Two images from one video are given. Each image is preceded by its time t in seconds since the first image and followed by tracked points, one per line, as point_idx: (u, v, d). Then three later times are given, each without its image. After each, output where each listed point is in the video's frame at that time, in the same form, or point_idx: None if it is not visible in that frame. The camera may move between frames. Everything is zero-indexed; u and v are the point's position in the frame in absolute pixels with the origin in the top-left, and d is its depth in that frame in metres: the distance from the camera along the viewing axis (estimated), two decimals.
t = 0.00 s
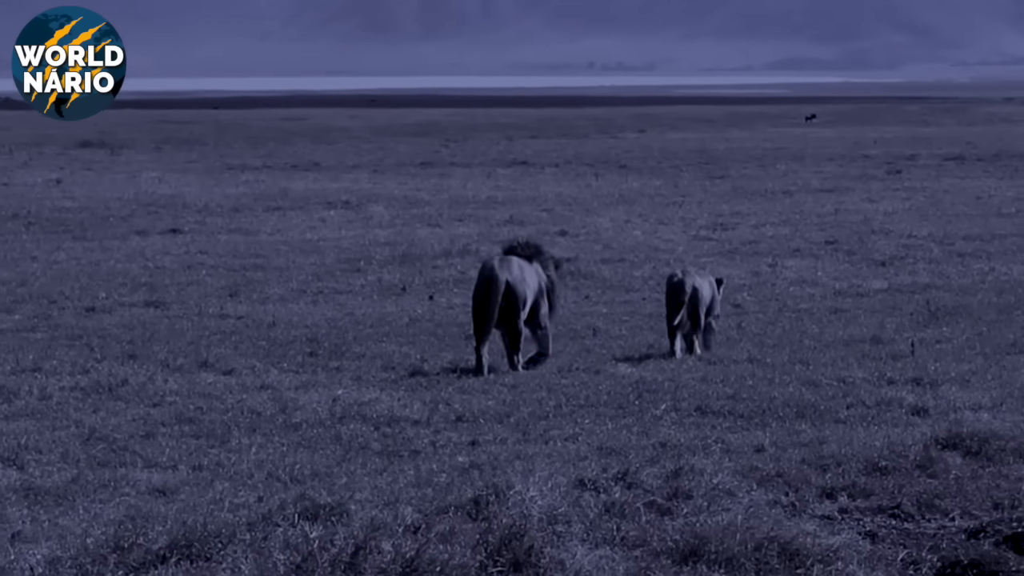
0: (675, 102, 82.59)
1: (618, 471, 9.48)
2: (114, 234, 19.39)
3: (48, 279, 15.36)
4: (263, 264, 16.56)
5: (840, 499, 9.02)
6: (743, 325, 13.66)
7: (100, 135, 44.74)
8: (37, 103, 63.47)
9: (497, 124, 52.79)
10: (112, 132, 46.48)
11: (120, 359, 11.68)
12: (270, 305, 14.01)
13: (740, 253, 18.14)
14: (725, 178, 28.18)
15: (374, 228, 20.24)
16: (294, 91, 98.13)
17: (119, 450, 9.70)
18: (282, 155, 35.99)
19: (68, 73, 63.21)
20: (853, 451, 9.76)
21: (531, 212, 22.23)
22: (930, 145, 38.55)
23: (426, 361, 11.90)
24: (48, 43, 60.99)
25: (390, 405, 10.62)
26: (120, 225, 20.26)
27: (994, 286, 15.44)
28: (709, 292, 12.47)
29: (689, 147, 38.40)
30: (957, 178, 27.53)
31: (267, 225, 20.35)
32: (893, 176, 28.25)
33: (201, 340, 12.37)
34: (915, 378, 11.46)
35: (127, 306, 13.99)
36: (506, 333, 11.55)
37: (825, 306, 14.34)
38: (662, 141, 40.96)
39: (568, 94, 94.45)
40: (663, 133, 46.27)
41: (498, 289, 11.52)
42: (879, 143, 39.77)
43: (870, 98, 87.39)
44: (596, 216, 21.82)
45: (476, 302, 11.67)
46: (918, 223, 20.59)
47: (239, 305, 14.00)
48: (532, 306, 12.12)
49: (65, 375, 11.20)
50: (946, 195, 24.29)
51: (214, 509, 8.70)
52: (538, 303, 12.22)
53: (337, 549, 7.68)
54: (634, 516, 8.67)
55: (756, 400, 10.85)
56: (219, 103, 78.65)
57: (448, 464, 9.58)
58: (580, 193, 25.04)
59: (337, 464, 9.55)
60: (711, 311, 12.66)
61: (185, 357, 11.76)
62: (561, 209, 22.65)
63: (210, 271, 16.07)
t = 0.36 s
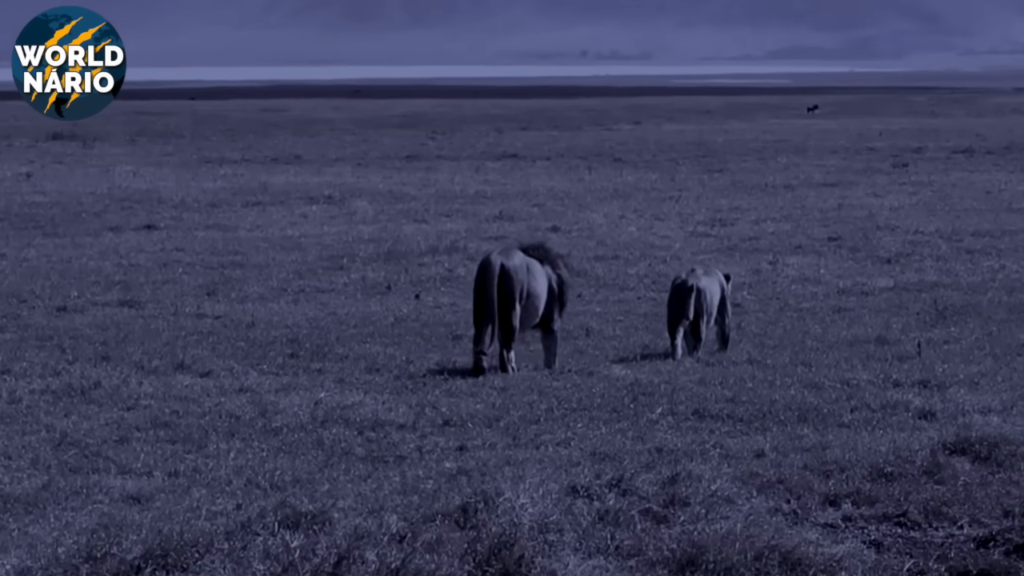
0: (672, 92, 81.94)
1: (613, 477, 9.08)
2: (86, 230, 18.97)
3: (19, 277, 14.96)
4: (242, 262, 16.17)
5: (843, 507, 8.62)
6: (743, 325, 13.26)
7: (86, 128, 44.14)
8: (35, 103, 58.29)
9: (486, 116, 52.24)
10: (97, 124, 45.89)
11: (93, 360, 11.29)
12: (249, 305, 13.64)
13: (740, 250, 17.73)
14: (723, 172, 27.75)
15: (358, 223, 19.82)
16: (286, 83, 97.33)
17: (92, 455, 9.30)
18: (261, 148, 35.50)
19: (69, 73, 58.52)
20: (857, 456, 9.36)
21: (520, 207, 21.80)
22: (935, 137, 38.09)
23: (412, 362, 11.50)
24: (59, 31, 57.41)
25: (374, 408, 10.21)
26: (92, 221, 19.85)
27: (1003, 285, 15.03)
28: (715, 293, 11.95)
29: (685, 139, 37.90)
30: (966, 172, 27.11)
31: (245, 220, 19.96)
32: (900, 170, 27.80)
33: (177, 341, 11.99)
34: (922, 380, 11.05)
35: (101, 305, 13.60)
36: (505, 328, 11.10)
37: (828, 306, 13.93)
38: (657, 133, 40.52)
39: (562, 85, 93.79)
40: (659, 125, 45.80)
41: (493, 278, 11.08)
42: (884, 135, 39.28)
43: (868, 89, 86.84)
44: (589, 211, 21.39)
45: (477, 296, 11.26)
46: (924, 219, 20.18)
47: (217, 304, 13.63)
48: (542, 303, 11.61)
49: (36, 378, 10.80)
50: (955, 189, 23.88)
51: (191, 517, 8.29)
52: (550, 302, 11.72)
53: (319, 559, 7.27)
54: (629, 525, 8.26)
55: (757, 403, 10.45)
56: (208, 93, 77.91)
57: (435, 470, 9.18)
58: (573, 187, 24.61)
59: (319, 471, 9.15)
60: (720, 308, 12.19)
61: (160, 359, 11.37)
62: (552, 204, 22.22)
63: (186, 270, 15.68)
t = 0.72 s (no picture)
0: (668, 87, 81.48)
1: (603, 489, 8.67)
2: (54, 231, 18.55)
3: None
4: (215, 264, 15.81)
5: (844, 520, 8.22)
6: (739, 330, 12.86)
7: (70, 125, 43.64)
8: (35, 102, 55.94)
9: (471, 112, 51.77)
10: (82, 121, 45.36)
11: (60, 367, 10.91)
12: (222, 309, 13.27)
13: (736, 252, 17.33)
14: (718, 170, 27.35)
15: (336, 224, 19.44)
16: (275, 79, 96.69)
17: (58, 467, 8.89)
18: (236, 145, 35.07)
19: (69, 73, 56.31)
20: (859, 467, 8.96)
21: (507, 207, 21.40)
22: (940, 134, 37.66)
23: (393, 369, 11.10)
24: (58, 31, 55.71)
25: (355, 417, 9.82)
26: (60, 221, 19.41)
27: (1011, 288, 14.63)
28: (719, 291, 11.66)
29: (680, 136, 37.47)
30: (973, 170, 26.68)
31: (220, 221, 19.58)
32: (903, 168, 27.39)
33: (148, 347, 11.61)
34: (927, 388, 10.65)
35: (69, 309, 13.22)
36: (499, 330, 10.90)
37: (828, 310, 13.53)
38: (649, 130, 40.11)
39: (552, 80, 93.28)
40: (653, 121, 45.35)
41: (485, 283, 10.93)
42: (886, 131, 38.85)
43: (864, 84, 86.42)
44: (578, 211, 21.00)
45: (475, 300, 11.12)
46: (929, 219, 19.78)
47: (190, 308, 13.27)
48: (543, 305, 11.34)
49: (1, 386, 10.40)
50: (961, 188, 23.49)
51: (162, 531, 7.88)
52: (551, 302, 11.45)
53: None
54: (620, 539, 7.85)
55: (753, 412, 10.05)
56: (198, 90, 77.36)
57: (417, 482, 8.78)
58: (562, 187, 24.21)
59: (296, 483, 8.75)
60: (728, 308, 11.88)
61: (130, 366, 10.99)
62: (541, 203, 21.83)
63: (158, 273, 15.30)
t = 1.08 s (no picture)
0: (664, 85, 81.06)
1: (593, 505, 8.27)
2: (20, 235, 18.14)
3: None
4: (186, 270, 15.46)
5: (845, 538, 7.79)
6: (734, 338, 12.47)
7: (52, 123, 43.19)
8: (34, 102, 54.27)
9: (454, 110, 51.39)
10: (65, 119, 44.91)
11: (24, 378, 10.53)
12: (193, 318, 12.93)
13: (731, 257, 16.94)
14: (713, 171, 26.96)
15: (313, 228, 19.06)
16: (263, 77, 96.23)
17: (21, 483, 8.48)
18: (208, 145, 34.67)
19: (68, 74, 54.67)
20: (860, 482, 8.55)
21: (492, 210, 21.02)
22: (943, 134, 37.26)
23: (373, 380, 10.71)
24: (59, 32, 53.95)
25: (332, 431, 9.42)
26: (26, 225, 19.00)
27: (1018, 295, 14.24)
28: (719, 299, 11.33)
29: (673, 135, 37.08)
30: (978, 172, 26.29)
31: (191, 224, 19.20)
32: (905, 169, 27.02)
33: (115, 357, 11.26)
34: (932, 400, 10.25)
35: (34, 318, 12.86)
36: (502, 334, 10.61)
37: (827, 318, 13.14)
38: (641, 130, 39.71)
39: (543, 79, 92.66)
40: (645, 120, 44.95)
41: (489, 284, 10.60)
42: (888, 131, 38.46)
43: (860, 82, 85.97)
44: (566, 215, 20.61)
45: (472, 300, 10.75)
46: (933, 223, 19.39)
47: (159, 317, 12.93)
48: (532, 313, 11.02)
49: None
50: (966, 191, 23.11)
51: (129, 550, 7.46)
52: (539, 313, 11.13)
53: None
54: (610, 558, 7.44)
55: (749, 425, 9.65)
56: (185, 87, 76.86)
57: (398, 499, 8.36)
58: (549, 189, 23.83)
59: (271, 499, 8.34)
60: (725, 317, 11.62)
61: (97, 377, 10.61)
62: (527, 206, 21.45)
63: (126, 279, 14.93)
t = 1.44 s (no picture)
0: (662, 79, 80.49)
1: (584, 516, 7.85)
2: None
3: None
4: (157, 270, 15.11)
5: (849, 552, 7.37)
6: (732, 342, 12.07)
7: (31, 117, 42.72)
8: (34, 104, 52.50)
9: (437, 103, 50.97)
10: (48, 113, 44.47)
11: None
12: (164, 321, 12.59)
13: (729, 257, 16.54)
14: (709, 167, 26.57)
15: (289, 226, 18.67)
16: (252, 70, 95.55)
17: None
18: (180, 139, 34.24)
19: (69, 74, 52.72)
20: (865, 492, 8.15)
21: (478, 207, 20.63)
22: (951, 127, 36.83)
23: (353, 387, 10.33)
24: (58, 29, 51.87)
25: (310, 439, 9.03)
26: None
27: None
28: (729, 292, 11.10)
29: (669, 130, 36.67)
30: (988, 167, 25.90)
31: (161, 223, 18.81)
32: (912, 165, 26.62)
33: (82, 362, 10.90)
34: (940, 407, 9.85)
35: None
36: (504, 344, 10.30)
37: (829, 321, 12.75)
38: (634, 123, 39.28)
39: (536, 71, 92.31)
40: (638, 113, 44.51)
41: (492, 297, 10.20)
42: (894, 125, 38.05)
43: (861, 74, 85.51)
44: (556, 212, 20.22)
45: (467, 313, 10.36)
46: (941, 221, 19.00)
47: (128, 320, 12.58)
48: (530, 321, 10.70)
49: None
50: (977, 187, 22.71)
51: (96, 566, 7.05)
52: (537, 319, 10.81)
53: None
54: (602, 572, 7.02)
55: (748, 433, 9.25)
56: (172, 79, 76.20)
57: (379, 510, 7.94)
58: (538, 185, 23.44)
59: (246, 510, 7.93)
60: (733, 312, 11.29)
61: (63, 383, 10.24)
62: (515, 203, 21.05)
63: (93, 280, 14.56)
